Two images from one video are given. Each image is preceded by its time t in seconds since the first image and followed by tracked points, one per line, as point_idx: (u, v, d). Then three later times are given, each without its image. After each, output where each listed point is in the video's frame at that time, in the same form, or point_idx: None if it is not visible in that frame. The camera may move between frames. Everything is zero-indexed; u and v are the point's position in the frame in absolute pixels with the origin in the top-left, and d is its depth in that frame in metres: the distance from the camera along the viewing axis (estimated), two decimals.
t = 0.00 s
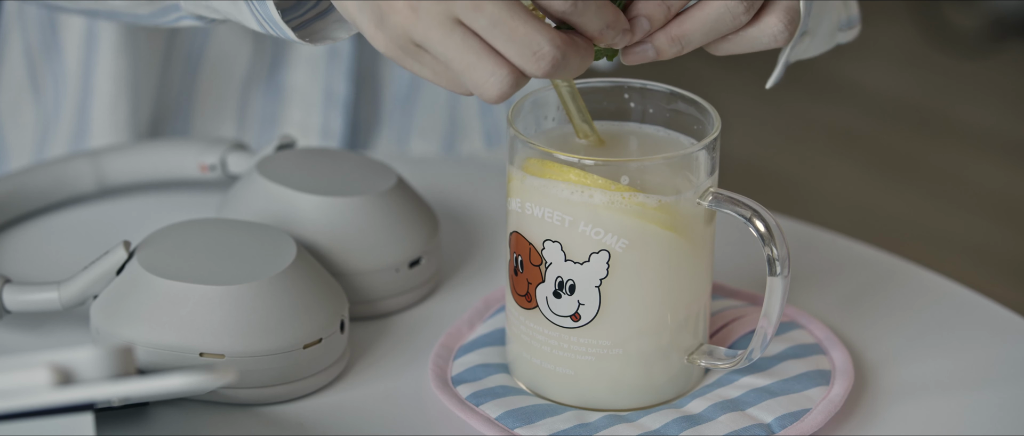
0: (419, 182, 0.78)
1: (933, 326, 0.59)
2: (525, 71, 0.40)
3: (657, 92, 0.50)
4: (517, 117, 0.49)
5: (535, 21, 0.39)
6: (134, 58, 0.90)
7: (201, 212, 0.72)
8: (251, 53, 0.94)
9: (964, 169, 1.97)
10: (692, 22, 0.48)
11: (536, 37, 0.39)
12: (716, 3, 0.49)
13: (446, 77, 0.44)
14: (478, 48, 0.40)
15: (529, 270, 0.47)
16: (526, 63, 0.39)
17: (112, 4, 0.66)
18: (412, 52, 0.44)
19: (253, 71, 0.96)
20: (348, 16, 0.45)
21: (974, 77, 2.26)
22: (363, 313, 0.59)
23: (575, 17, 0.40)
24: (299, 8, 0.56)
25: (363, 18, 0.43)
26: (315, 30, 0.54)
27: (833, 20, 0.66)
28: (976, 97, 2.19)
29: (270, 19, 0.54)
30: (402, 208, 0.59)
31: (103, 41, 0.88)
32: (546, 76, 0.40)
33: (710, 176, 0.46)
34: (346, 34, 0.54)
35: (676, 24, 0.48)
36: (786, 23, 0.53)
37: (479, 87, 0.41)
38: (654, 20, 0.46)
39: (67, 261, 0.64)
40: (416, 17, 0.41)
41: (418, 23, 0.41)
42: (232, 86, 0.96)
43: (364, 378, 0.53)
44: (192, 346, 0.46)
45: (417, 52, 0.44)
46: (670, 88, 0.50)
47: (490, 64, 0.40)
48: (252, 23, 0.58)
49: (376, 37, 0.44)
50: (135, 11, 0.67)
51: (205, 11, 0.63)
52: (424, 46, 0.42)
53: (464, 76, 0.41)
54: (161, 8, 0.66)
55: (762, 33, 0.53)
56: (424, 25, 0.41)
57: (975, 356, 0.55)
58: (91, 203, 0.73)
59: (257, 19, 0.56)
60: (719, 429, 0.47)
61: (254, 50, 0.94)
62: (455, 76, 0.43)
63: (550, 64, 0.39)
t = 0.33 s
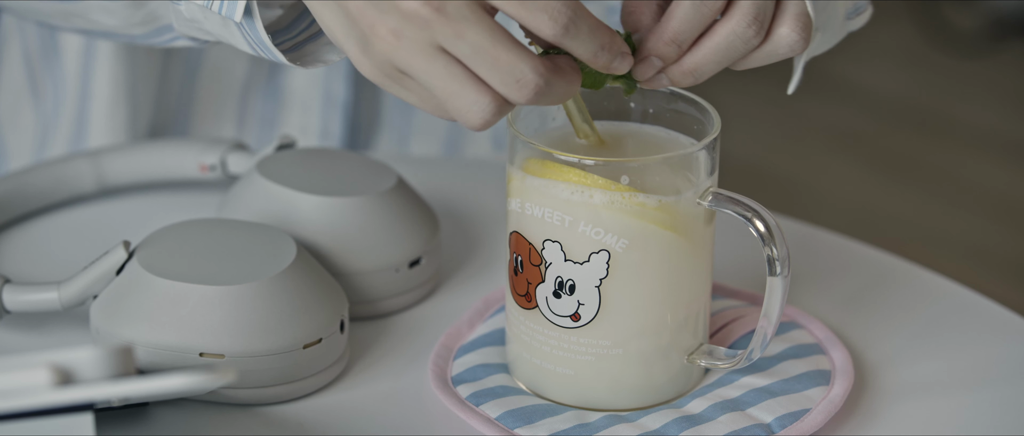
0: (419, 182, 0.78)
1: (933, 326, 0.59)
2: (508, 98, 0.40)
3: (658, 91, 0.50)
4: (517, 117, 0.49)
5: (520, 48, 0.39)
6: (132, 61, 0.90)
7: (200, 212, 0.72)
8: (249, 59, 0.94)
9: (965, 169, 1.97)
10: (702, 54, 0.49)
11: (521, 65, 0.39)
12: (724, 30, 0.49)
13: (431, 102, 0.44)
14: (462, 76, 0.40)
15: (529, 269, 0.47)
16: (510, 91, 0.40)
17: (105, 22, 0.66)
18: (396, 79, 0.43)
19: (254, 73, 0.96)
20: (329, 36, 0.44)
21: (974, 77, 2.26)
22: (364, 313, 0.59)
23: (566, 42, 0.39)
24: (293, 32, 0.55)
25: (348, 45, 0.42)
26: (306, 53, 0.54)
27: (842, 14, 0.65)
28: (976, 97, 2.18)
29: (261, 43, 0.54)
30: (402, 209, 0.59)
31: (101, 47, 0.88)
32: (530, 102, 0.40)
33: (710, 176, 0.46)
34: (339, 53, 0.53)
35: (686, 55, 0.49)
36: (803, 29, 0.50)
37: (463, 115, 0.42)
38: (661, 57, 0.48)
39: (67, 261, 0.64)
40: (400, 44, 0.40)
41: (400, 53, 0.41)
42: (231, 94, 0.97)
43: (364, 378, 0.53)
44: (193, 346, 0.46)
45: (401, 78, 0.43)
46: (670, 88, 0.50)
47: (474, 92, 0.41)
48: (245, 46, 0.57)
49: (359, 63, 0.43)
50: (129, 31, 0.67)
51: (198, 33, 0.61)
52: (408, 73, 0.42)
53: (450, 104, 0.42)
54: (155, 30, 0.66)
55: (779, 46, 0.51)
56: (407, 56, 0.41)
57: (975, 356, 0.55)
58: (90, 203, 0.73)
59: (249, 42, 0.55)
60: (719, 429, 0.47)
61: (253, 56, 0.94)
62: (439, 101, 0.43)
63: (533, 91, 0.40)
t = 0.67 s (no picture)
0: (419, 182, 0.78)
1: (933, 326, 0.59)
2: (487, 82, 0.39)
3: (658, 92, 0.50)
4: (517, 117, 0.49)
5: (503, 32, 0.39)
6: (132, 61, 0.90)
7: (200, 211, 0.72)
8: (251, 60, 0.94)
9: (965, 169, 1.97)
10: (716, 81, 0.43)
11: (502, 47, 0.39)
12: (725, 47, 0.43)
13: (410, 86, 0.43)
14: (441, 54, 0.40)
15: (529, 269, 0.47)
16: (488, 72, 0.39)
17: (99, 18, 0.66)
18: (377, 56, 0.43)
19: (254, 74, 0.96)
20: (316, 17, 0.44)
21: (974, 76, 2.26)
22: (364, 313, 0.59)
23: (546, 37, 0.39)
24: (292, 21, 0.55)
25: (331, 21, 0.42)
26: (305, 44, 0.54)
27: None
28: (977, 97, 2.18)
29: (257, 25, 0.54)
30: (402, 209, 0.59)
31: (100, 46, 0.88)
32: (508, 88, 0.39)
33: (710, 176, 0.46)
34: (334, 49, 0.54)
35: (700, 88, 0.43)
36: (809, 9, 0.44)
37: (440, 95, 0.40)
38: (676, 104, 0.43)
39: (67, 261, 0.64)
40: (384, 16, 0.40)
41: (384, 25, 0.40)
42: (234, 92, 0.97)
43: (364, 378, 0.53)
44: (193, 346, 0.46)
45: (382, 57, 0.43)
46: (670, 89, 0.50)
47: (451, 70, 0.40)
48: (238, 33, 0.57)
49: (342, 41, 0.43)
50: (123, 27, 0.67)
51: (193, 22, 0.61)
52: (389, 49, 0.41)
53: (427, 82, 0.40)
54: (148, 26, 0.66)
55: (791, 38, 0.43)
56: (390, 28, 0.40)
57: (975, 356, 0.55)
58: (90, 203, 0.73)
59: (241, 25, 0.56)
60: (719, 429, 0.47)
61: (255, 56, 0.94)
62: (419, 84, 0.42)
63: (513, 75, 0.39)
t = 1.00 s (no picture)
0: (419, 182, 0.78)
1: (933, 326, 0.59)
2: (492, 66, 0.39)
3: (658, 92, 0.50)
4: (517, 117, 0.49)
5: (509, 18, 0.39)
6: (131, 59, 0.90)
7: (200, 211, 0.72)
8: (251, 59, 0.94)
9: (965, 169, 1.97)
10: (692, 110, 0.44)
11: (509, 31, 0.39)
12: (692, 70, 0.44)
13: (410, 72, 0.43)
14: (446, 38, 0.40)
15: (529, 270, 0.47)
16: (495, 55, 0.39)
17: (101, 14, 0.66)
18: (379, 41, 0.43)
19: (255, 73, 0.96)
20: (321, 10, 0.44)
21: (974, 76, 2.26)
22: (363, 313, 0.59)
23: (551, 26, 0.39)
24: (298, 17, 0.56)
25: (334, 8, 0.43)
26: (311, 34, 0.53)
27: None
28: (977, 97, 2.18)
29: (263, 14, 0.54)
30: (402, 208, 0.59)
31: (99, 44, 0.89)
32: (514, 71, 0.39)
33: (710, 176, 0.46)
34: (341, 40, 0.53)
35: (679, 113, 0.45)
36: (769, 18, 0.45)
37: (443, 78, 0.40)
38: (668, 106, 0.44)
39: (67, 261, 0.64)
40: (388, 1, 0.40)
41: (387, 9, 0.40)
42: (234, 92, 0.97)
43: (364, 378, 0.53)
44: (193, 346, 0.46)
45: (386, 43, 0.43)
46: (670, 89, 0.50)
47: (455, 54, 0.39)
48: (244, 25, 0.57)
49: (342, 26, 0.43)
50: (126, 23, 0.67)
51: (197, 15, 0.61)
52: (392, 33, 0.41)
53: (429, 66, 0.40)
54: (151, 21, 0.66)
55: (755, 48, 0.45)
56: (394, 11, 0.40)
57: (975, 356, 0.55)
58: (90, 203, 0.73)
59: (246, 14, 0.55)
60: (719, 429, 0.47)
61: (255, 56, 0.94)
62: (420, 71, 0.42)
63: (519, 60, 0.39)
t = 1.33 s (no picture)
0: (418, 182, 0.78)
1: (933, 327, 0.59)
2: (520, 52, 0.41)
3: (657, 92, 0.50)
4: (518, 118, 0.49)
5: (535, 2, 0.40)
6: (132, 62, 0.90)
7: (200, 211, 0.72)
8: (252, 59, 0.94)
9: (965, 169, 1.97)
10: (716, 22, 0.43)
11: (535, 15, 0.40)
12: None
13: (433, 67, 0.46)
14: (471, 29, 0.42)
15: (529, 270, 0.47)
16: (524, 40, 0.40)
17: (112, 18, 0.66)
18: (403, 37, 0.45)
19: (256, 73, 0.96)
20: (342, 9, 0.47)
21: (975, 76, 2.26)
22: (363, 313, 0.59)
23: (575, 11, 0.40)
24: (311, 16, 0.56)
25: (354, 6, 0.45)
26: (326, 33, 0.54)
27: None
28: (976, 97, 2.18)
29: (278, 15, 0.54)
30: (402, 208, 0.59)
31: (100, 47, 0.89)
32: (542, 56, 0.41)
33: (709, 176, 0.46)
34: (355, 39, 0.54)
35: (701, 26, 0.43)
36: None
37: (469, 67, 0.42)
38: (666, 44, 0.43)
39: (67, 261, 0.64)
40: None
41: (409, 6, 0.42)
42: (235, 92, 0.97)
43: (364, 377, 0.53)
44: (192, 346, 0.46)
45: (410, 38, 0.45)
46: (669, 89, 0.50)
47: (481, 44, 0.41)
48: (258, 25, 0.57)
49: (365, 23, 0.46)
50: (137, 27, 0.67)
51: (208, 17, 0.61)
52: (414, 26, 0.43)
53: (453, 57, 0.42)
54: (163, 25, 0.67)
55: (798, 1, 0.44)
56: (416, 7, 0.42)
57: (975, 356, 0.55)
58: (91, 203, 0.73)
59: (261, 15, 0.56)
60: (719, 429, 0.47)
61: (256, 56, 0.94)
62: (445, 65, 0.45)
63: (547, 43, 0.40)
